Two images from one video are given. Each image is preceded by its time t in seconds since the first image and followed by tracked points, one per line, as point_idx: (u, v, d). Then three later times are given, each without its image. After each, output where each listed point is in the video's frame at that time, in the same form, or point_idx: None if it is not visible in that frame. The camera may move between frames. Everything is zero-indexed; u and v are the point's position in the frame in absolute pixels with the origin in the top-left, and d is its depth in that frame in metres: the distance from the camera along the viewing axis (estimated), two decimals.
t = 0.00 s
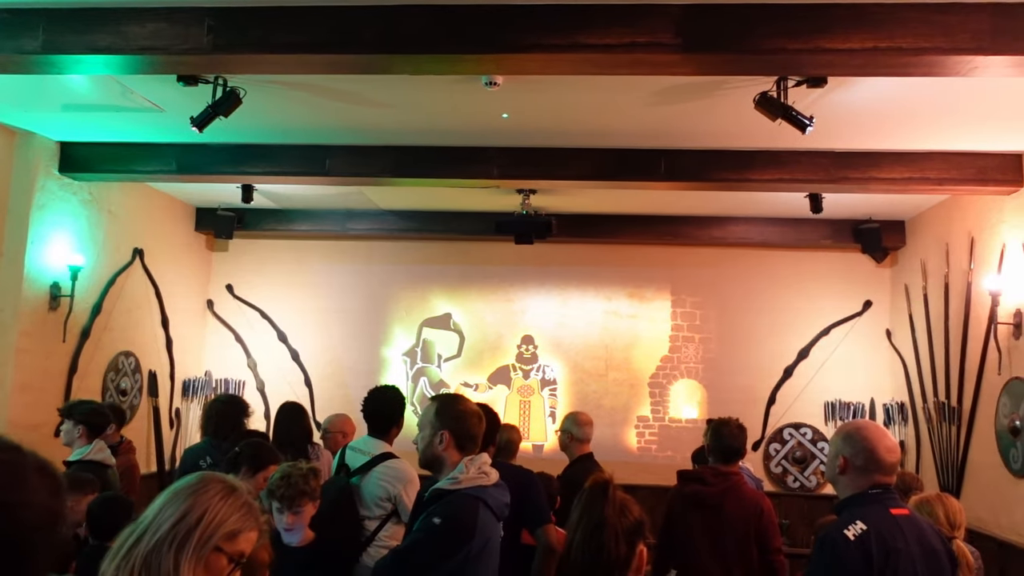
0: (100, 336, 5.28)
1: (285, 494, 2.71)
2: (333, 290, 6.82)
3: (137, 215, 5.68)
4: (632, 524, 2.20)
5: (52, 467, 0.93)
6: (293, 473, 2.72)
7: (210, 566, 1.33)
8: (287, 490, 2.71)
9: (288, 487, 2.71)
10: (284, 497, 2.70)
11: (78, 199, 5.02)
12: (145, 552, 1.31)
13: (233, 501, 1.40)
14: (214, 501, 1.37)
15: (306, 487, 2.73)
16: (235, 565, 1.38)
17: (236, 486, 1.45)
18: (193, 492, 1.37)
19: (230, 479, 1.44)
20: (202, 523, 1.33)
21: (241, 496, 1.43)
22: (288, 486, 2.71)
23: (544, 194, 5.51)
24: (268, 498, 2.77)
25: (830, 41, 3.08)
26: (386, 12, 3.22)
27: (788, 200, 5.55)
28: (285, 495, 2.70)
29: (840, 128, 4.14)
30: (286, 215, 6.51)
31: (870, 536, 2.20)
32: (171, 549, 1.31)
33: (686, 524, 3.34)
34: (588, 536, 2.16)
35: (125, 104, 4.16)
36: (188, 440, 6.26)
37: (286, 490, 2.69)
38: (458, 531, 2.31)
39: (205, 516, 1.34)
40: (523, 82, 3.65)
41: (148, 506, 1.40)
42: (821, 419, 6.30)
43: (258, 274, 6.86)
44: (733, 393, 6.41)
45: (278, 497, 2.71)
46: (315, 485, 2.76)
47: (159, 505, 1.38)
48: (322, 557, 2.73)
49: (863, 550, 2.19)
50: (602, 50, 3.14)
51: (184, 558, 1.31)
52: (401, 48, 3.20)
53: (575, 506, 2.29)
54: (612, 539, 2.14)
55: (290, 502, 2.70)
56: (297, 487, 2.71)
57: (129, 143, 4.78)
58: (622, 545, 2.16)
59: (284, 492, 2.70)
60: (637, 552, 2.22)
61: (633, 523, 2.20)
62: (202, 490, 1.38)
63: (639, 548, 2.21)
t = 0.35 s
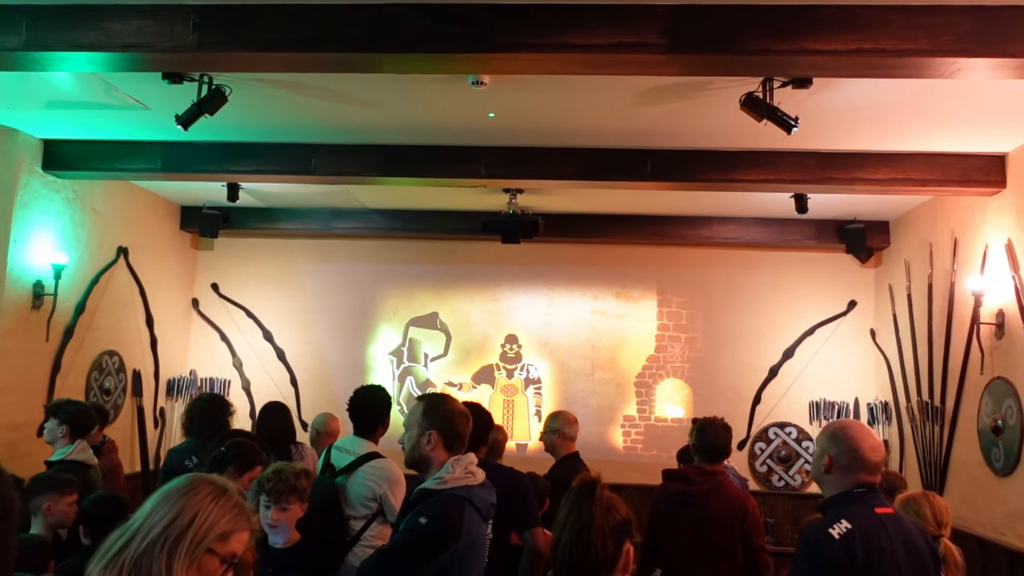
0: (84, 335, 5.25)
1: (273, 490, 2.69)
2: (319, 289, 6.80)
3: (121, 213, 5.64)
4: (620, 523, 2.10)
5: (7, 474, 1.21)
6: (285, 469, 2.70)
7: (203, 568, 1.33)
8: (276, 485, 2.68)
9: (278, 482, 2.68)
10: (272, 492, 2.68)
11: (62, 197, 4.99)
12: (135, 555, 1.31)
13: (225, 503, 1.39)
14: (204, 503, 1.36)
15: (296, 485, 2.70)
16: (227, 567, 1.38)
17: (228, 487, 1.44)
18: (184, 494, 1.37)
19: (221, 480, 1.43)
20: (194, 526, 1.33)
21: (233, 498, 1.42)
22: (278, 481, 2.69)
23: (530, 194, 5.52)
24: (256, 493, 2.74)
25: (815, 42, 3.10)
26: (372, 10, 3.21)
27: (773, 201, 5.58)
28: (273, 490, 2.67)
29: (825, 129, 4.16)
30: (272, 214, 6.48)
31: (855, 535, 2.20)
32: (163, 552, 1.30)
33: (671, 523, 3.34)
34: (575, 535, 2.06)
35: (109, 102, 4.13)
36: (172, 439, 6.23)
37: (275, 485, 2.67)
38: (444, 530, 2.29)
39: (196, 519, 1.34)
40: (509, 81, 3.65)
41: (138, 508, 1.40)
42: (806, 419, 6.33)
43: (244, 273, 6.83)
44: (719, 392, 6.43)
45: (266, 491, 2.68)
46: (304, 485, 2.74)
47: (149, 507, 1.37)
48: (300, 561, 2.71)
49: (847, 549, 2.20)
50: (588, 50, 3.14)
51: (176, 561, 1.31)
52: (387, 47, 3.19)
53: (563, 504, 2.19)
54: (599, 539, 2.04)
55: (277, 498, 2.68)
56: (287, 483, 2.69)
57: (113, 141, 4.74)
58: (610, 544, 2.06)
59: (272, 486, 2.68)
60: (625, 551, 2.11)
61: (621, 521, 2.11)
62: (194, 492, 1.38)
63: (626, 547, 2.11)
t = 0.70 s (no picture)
0: (68, 332, 5.22)
1: (261, 492, 2.68)
2: (306, 287, 6.78)
3: (106, 210, 5.60)
4: (605, 521, 2.06)
5: None
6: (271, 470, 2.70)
7: (189, 568, 1.32)
8: (263, 487, 2.68)
9: (265, 484, 2.68)
10: (260, 494, 2.67)
11: (46, 194, 4.95)
12: (121, 556, 1.30)
13: (213, 504, 1.39)
14: (191, 504, 1.35)
15: (284, 486, 2.69)
16: (215, 568, 1.37)
17: (216, 487, 1.44)
18: (171, 494, 1.36)
19: (209, 480, 1.43)
20: (180, 527, 1.32)
21: (220, 497, 1.42)
22: (265, 484, 2.68)
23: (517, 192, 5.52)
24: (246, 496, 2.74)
25: (801, 42, 3.11)
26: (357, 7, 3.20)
27: (759, 200, 5.59)
28: (260, 493, 2.67)
29: (811, 128, 4.18)
30: (258, 212, 6.45)
31: (841, 533, 2.21)
32: (149, 553, 1.30)
33: (658, 521, 3.34)
34: (561, 533, 2.03)
35: (94, 98, 4.10)
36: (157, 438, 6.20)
37: (262, 487, 2.66)
38: (431, 529, 2.25)
39: (183, 519, 1.33)
40: (496, 79, 3.65)
41: (125, 509, 1.39)
42: (791, 417, 6.36)
43: (229, 271, 6.80)
44: (706, 390, 6.45)
45: (254, 494, 2.68)
46: (293, 485, 2.72)
47: (136, 509, 1.36)
48: (292, 562, 2.70)
49: (832, 547, 2.20)
50: (575, 48, 3.14)
51: (161, 562, 1.30)
52: (373, 45, 3.18)
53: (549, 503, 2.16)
54: (584, 537, 2.01)
55: (265, 500, 2.67)
56: (273, 484, 2.68)
57: (99, 137, 4.71)
58: (595, 542, 2.03)
59: (260, 488, 2.68)
60: (611, 549, 2.07)
61: (607, 519, 2.07)
62: (180, 493, 1.37)
63: (611, 545, 2.07)
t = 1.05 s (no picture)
0: (53, 330, 5.17)
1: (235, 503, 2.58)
2: (293, 285, 6.75)
3: (91, 207, 5.57)
4: (595, 520, 2.05)
5: None
6: (239, 483, 2.57)
7: (170, 565, 1.31)
8: (235, 499, 2.57)
9: (236, 496, 2.57)
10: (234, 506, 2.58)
11: (30, 190, 4.92)
12: (101, 554, 1.28)
13: (195, 499, 1.38)
14: (173, 500, 1.34)
15: (256, 494, 2.58)
16: (197, 564, 1.37)
17: (197, 483, 1.43)
18: (150, 491, 1.35)
19: (190, 476, 1.41)
20: (160, 524, 1.31)
21: (202, 493, 1.41)
22: (236, 495, 2.58)
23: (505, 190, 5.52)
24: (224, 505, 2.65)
25: (789, 41, 3.11)
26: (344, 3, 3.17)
27: (746, 198, 5.61)
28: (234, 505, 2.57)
29: (798, 128, 4.19)
30: (244, 209, 6.42)
31: (829, 532, 2.21)
32: (130, 551, 1.28)
33: (644, 519, 3.34)
34: (552, 533, 2.00)
35: (79, 94, 4.06)
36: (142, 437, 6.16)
37: (233, 501, 2.56)
38: (420, 528, 2.22)
39: (165, 516, 1.32)
40: (484, 77, 3.64)
41: (104, 507, 1.37)
42: (778, 415, 6.39)
43: (215, 269, 6.77)
44: (693, 389, 6.47)
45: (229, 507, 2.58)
46: (265, 491, 2.61)
47: (116, 506, 1.35)
48: (281, 565, 2.66)
49: (819, 544, 2.20)
50: (563, 46, 3.13)
51: (143, 559, 1.29)
52: (361, 41, 3.15)
53: (539, 502, 2.13)
54: (574, 536, 1.99)
55: (240, 512, 2.57)
56: (246, 496, 2.57)
57: (83, 133, 4.67)
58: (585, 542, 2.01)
59: (233, 501, 2.58)
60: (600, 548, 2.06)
61: (599, 518, 2.06)
62: (160, 489, 1.35)
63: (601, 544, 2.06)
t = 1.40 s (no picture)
0: (37, 328, 5.14)
1: (230, 491, 2.60)
2: (280, 283, 6.73)
3: (76, 204, 5.53)
4: (584, 519, 2.04)
5: None
6: (238, 470, 2.60)
7: (153, 566, 1.27)
8: (231, 486, 2.59)
9: (233, 482, 2.59)
10: (229, 494, 2.59)
11: (13, 187, 4.89)
12: (81, 557, 1.24)
13: (178, 499, 1.33)
14: (155, 500, 1.30)
15: (253, 482, 2.61)
16: (181, 564, 1.33)
17: (180, 481, 1.39)
18: (132, 491, 1.31)
19: (173, 475, 1.37)
20: (144, 524, 1.27)
21: (185, 492, 1.36)
22: (233, 482, 2.60)
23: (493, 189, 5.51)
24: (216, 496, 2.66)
25: (778, 41, 3.11)
26: None
27: (734, 198, 5.62)
28: (229, 492, 2.59)
29: (785, 127, 4.21)
30: (231, 207, 6.38)
31: (816, 530, 2.21)
32: (112, 553, 1.24)
33: (632, 517, 3.33)
34: (540, 532, 1.99)
35: (63, 90, 4.02)
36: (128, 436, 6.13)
37: (230, 486, 2.58)
38: (408, 526, 2.21)
39: (146, 517, 1.28)
40: (472, 75, 3.63)
41: (86, 507, 1.33)
42: (765, 414, 6.42)
43: (202, 267, 6.73)
44: (681, 387, 6.49)
45: (224, 494, 2.60)
46: (262, 482, 2.63)
47: (98, 506, 1.31)
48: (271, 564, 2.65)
49: (807, 543, 2.19)
50: (553, 44, 3.11)
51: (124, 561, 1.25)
52: (349, 39, 3.12)
53: (526, 501, 2.12)
54: (563, 536, 1.98)
55: (235, 500, 2.59)
56: (242, 483, 2.59)
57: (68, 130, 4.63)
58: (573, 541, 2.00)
59: (228, 487, 2.60)
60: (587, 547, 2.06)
61: (584, 519, 2.05)
62: (142, 489, 1.31)
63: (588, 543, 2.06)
